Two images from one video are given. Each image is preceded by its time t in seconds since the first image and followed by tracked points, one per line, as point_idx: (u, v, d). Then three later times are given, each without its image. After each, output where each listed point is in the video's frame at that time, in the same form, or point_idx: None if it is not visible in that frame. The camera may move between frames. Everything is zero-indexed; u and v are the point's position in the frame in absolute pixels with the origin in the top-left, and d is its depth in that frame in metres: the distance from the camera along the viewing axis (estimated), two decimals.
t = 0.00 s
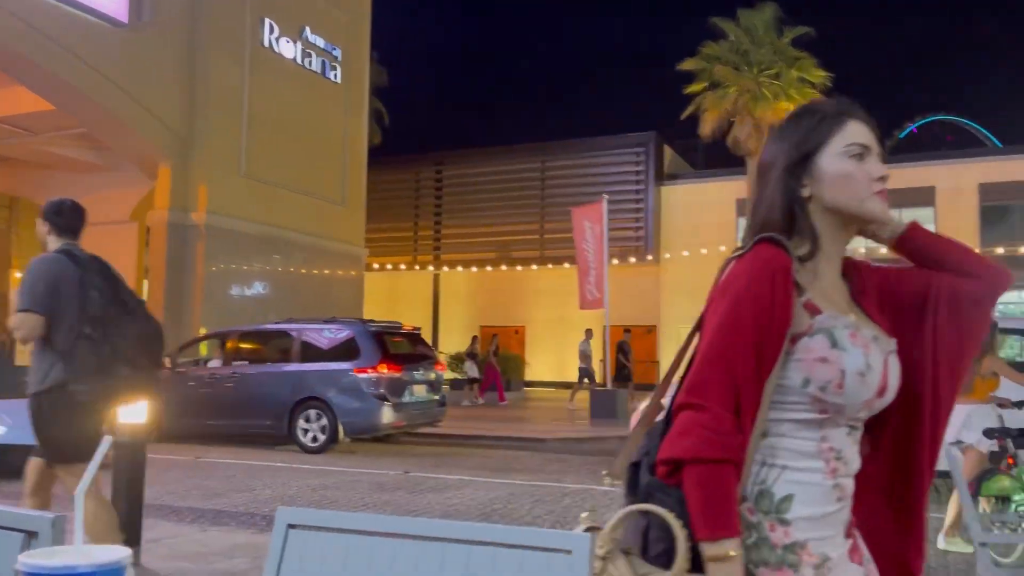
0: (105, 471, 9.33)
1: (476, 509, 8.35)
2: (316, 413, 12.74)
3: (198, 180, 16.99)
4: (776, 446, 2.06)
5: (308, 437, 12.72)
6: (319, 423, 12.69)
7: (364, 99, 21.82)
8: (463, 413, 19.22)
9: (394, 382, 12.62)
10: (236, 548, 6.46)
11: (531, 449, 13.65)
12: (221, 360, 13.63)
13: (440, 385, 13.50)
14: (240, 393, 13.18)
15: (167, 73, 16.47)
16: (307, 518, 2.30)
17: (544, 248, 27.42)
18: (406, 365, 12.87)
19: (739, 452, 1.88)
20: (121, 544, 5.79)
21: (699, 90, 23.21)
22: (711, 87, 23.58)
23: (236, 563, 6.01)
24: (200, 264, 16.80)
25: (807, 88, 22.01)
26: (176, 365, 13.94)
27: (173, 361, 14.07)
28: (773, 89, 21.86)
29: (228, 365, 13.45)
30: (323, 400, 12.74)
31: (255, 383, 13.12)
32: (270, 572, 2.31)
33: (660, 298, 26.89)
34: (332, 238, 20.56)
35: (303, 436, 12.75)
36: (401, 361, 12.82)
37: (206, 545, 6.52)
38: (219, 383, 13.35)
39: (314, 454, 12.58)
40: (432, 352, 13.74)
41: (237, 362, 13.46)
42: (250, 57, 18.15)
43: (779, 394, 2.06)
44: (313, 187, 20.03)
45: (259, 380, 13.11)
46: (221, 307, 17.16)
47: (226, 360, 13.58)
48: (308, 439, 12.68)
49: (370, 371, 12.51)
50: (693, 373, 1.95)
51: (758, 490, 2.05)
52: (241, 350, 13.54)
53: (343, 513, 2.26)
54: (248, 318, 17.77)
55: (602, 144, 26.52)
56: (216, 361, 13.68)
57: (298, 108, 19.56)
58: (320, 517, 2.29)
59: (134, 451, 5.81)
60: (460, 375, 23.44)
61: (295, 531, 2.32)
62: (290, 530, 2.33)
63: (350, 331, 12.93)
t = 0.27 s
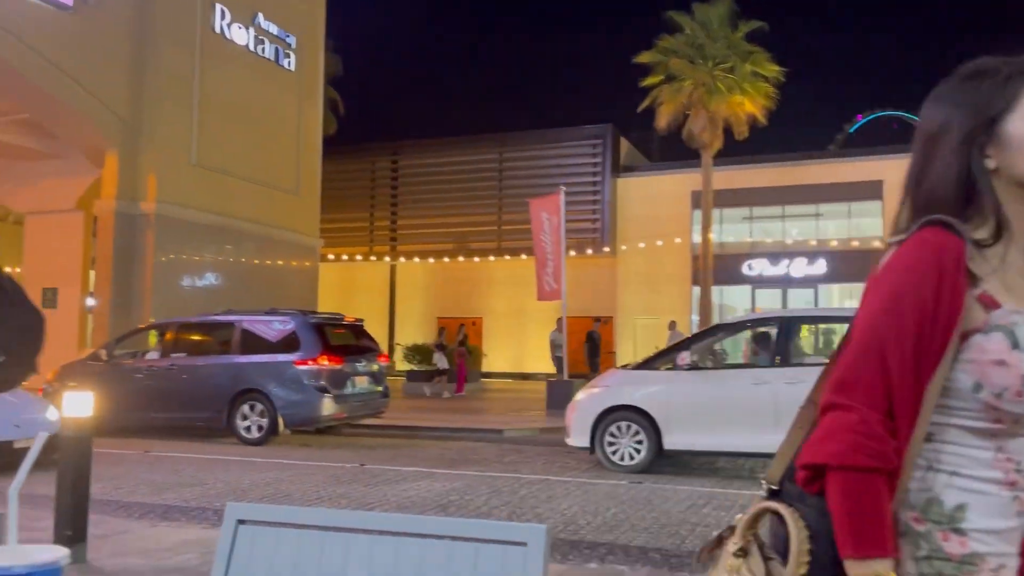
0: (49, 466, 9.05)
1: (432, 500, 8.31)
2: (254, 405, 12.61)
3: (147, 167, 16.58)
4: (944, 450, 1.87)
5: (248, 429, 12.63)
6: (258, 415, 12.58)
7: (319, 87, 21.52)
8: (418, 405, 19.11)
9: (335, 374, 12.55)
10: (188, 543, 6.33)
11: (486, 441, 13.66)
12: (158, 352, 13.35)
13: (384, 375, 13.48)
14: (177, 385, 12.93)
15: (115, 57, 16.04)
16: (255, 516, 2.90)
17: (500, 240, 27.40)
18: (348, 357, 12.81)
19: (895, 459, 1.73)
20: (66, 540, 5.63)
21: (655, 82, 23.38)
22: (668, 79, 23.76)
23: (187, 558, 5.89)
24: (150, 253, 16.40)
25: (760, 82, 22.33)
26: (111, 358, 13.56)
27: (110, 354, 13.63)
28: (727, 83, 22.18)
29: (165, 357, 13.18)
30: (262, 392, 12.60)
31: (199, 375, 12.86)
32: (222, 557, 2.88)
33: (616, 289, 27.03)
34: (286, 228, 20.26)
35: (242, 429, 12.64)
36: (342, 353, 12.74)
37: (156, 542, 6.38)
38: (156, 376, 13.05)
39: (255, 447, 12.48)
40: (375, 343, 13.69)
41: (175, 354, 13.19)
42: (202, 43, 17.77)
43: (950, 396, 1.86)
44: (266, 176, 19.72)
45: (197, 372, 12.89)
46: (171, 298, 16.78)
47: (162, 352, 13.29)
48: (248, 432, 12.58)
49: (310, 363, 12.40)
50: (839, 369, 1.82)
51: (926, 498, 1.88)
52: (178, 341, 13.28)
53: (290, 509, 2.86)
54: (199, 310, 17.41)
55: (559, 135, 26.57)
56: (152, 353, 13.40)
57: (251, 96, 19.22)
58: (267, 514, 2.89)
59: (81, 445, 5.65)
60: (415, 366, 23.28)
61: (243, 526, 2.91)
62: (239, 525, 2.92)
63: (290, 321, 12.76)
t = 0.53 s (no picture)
0: None
1: (384, 493, 8.26)
2: (188, 399, 12.41)
3: (88, 155, 16.14)
4: None
5: (182, 423, 12.44)
6: (193, 410, 12.39)
7: (268, 76, 21.17)
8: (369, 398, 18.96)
9: (271, 367, 12.37)
10: (131, 541, 6.18)
11: (439, 433, 13.61)
12: (89, 345, 13.00)
13: (322, 367, 13.36)
14: (109, 379, 12.63)
15: (53, 42, 15.57)
16: (201, 512, 2.82)
17: (453, 232, 27.27)
18: (284, 349, 12.62)
19: None
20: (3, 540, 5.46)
21: (607, 76, 23.50)
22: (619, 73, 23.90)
23: (131, 556, 5.76)
24: (92, 244, 15.97)
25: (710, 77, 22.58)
26: (41, 352, 13.14)
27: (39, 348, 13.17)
28: (676, 77, 22.34)
29: (96, 351, 12.84)
30: (197, 386, 12.38)
31: (136, 367, 12.54)
32: (163, 558, 2.79)
33: (569, 281, 27.16)
34: (235, 220, 19.91)
35: (177, 423, 12.45)
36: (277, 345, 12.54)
37: (99, 540, 6.22)
38: (90, 370, 12.72)
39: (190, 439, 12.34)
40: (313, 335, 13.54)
41: (106, 347, 12.87)
42: (146, 29, 17.33)
43: None
44: (214, 166, 19.35)
45: (128, 366, 12.59)
46: (115, 290, 16.37)
47: (93, 345, 12.94)
48: (182, 426, 12.40)
49: (245, 356, 12.19)
50: None
51: None
52: (109, 333, 12.95)
53: (236, 506, 2.80)
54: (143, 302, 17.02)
55: (511, 128, 26.56)
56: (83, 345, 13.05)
57: (198, 84, 18.81)
58: (214, 511, 2.82)
59: (17, 440, 5.50)
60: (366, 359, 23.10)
61: (189, 523, 2.83)
62: (185, 522, 2.83)
63: (224, 313, 12.50)
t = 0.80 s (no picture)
0: None
1: (332, 488, 8.16)
2: (116, 394, 12.13)
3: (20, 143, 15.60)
4: None
5: (110, 419, 12.16)
6: (121, 405, 12.12)
7: (212, 64, 20.71)
8: (316, 392, 18.72)
9: (202, 362, 12.10)
10: (68, 541, 6.00)
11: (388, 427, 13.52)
12: (13, 338, 12.65)
13: (257, 361, 13.13)
14: (35, 374, 12.32)
15: None
16: (139, 511, 2.73)
17: (403, 225, 27.03)
18: (216, 344, 12.34)
19: None
20: None
21: (556, 69, 23.56)
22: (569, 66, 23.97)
23: (67, 556, 5.59)
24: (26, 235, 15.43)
25: (658, 72, 22.79)
26: None
27: None
28: (625, 72, 22.47)
29: (21, 345, 12.51)
30: (125, 381, 12.09)
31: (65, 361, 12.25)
32: (100, 559, 2.69)
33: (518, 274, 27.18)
34: (177, 211, 19.43)
35: (104, 418, 12.16)
36: (210, 339, 12.26)
37: (34, 540, 6.03)
38: (16, 365, 12.40)
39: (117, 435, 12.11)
40: (248, 328, 13.27)
41: (31, 341, 12.53)
42: (82, 14, 16.79)
43: None
44: (155, 156, 18.87)
45: (55, 360, 12.29)
46: (51, 283, 15.85)
47: (18, 338, 12.60)
48: (110, 421, 12.12)
49: (175, 351, 11.90)
50: None
51: None
52: (33, 327, 12.59)
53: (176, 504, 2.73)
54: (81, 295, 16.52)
55: (460, 120, 26.44)
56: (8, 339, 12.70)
57: (138, 71, 18.30)
58: (154, 509, 2.74)
59: None
60: (314, 352, 22.81)
61: (126, 521, 2.74)
62: (122, 521, 2.74)
63: (154, 306, 12.18)
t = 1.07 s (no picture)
0: None
1: (279, 485, 8.05)
2: (44, 392, 11.80)
3: None
4: None
5: (39, 416, 11.82)
6: (49, 403, 11.78)
7: (153, 52, 20.19)
8: (262, 387, 18.44)
9: (135, 358, 11.79)
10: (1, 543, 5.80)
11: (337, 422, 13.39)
12: None
13: (193, 357, 12.92)
14: None
15: None
16: (77, 511, 2.65)
17: (351, 218, 26.76)
18: (150, 340, 12.04)
19: None
20: None
21: (507, 63, 23.54)
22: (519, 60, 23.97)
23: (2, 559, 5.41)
24: None
25: (608, 67, 22.94)
26: None
27: None
28: (575, 67, 22.58)
29: None
30: (54, 378, 11.76)
31: None
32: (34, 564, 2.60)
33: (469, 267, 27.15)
34: (116, 202, 18.93)
35: (32, 416, 11.82)
36: (143, 335, 11.96)
37: None
38: None
39: (43, 434, 11.78)
40: (184, 324, 12.97)
41: None
42: None
43: None
44: (93, 146, 18.34)
45: None
46: None
47: None
48: (38, 419, 11.79)
49: (106, 347, 11.58)
50: None
51: None
52: None
53: (115, 504, 2.66)
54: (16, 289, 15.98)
55: (410, 113, 26.26)
56: None
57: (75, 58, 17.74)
58: (93, 510, 2.66)
59: None
60: (261, 348, 22.47)
61: (62, 523, 2.64)
62: (58, 522, 2.65)
63: (85, 301, 11.82)
